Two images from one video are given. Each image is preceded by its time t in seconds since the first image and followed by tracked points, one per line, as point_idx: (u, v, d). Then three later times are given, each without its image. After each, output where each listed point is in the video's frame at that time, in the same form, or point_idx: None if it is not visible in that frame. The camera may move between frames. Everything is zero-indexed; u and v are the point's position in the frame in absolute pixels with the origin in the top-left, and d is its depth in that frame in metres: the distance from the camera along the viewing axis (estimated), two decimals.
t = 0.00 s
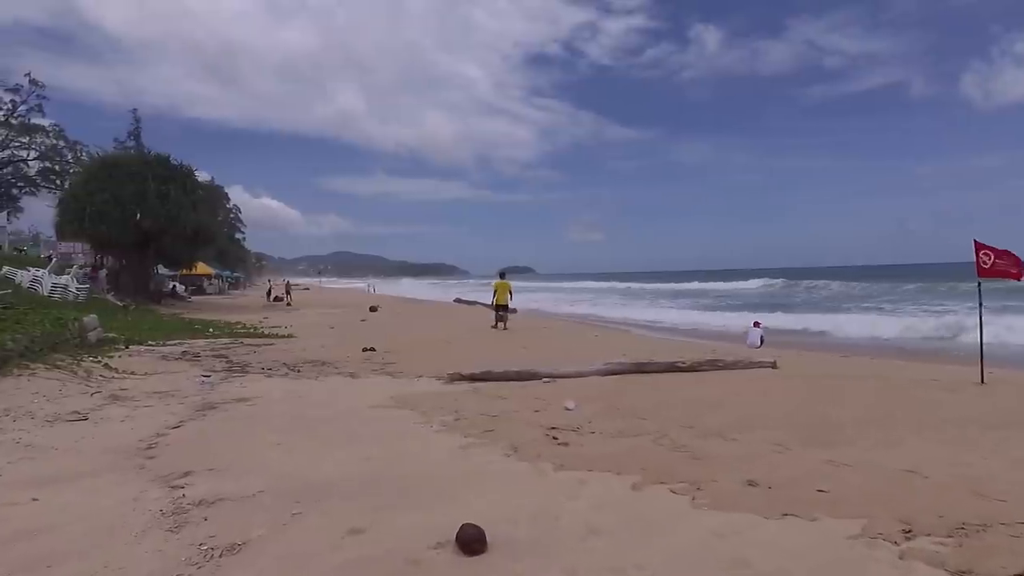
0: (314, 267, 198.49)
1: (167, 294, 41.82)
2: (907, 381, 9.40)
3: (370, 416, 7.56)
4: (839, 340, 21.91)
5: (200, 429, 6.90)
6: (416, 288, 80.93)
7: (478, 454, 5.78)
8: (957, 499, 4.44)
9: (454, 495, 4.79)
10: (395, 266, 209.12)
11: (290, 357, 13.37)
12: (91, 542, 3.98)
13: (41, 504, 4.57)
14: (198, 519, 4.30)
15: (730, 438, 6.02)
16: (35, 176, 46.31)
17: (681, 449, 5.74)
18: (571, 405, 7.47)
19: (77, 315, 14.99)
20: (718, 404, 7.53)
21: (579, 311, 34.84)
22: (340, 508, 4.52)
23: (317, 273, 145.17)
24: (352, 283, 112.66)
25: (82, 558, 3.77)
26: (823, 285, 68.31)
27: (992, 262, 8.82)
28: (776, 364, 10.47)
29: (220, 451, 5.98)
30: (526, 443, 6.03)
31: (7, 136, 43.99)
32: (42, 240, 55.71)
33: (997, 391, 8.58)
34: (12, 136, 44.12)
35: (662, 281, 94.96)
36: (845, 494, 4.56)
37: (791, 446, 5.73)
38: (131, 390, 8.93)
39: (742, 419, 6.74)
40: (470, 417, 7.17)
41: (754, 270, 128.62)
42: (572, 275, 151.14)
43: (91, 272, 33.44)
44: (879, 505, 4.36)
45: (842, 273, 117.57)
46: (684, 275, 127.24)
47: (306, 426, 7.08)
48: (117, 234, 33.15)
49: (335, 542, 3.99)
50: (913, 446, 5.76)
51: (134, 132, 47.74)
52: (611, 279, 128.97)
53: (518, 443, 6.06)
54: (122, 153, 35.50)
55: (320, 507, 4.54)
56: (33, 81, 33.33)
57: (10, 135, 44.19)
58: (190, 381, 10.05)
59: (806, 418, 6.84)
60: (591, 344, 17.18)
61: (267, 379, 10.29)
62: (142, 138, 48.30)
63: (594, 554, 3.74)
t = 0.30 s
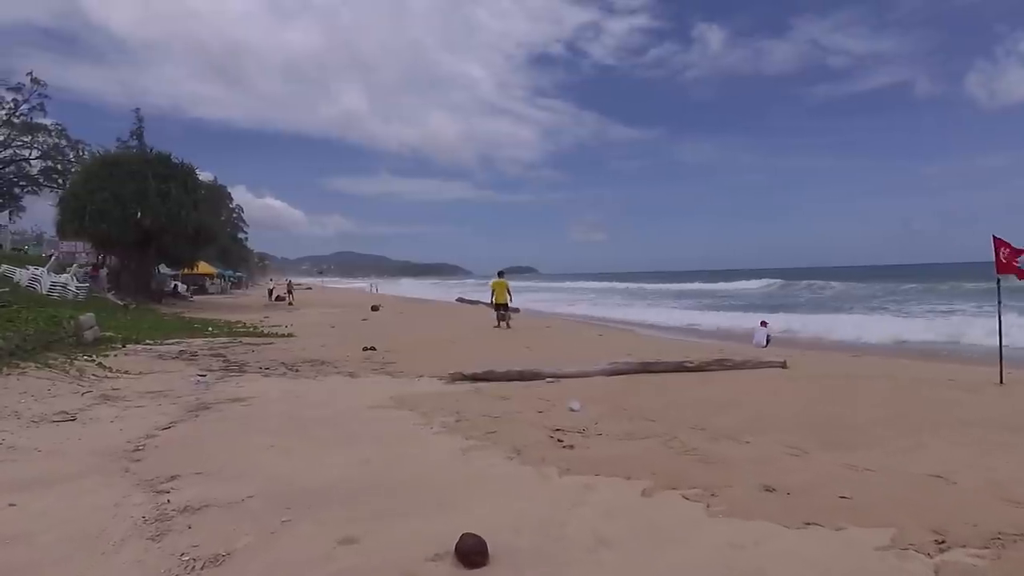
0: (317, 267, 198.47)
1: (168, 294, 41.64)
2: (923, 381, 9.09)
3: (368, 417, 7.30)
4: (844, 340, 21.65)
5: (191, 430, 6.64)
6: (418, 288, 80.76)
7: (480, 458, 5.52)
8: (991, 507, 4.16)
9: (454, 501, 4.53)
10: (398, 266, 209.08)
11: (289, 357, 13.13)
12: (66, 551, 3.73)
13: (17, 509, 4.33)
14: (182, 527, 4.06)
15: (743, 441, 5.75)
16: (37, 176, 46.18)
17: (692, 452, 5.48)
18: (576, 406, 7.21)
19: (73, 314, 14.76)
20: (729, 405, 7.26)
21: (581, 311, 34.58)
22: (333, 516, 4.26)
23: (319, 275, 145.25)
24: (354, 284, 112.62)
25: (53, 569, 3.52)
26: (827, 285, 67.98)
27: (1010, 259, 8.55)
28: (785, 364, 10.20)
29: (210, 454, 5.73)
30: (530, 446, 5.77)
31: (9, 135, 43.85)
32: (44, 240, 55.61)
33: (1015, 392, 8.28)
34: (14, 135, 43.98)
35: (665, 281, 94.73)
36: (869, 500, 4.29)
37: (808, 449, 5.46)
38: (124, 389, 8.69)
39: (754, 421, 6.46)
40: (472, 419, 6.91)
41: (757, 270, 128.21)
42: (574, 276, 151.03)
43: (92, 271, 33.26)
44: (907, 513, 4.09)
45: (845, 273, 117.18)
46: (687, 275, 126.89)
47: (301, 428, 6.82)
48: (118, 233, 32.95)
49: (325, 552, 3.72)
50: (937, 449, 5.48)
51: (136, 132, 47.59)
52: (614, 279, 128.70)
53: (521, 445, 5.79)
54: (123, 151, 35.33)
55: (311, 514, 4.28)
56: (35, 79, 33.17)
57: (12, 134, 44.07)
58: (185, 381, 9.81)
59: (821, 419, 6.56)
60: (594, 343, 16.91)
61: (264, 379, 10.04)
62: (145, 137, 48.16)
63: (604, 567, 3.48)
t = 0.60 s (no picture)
0: (318, 267, 198.33)
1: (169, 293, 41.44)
2: (938, 385, 8.83)
3: (366, 422, 7.05)
4: (850, 341, 21.40)
5: (182, 437, 6.40)
6: (420, 288, 80.63)
7: (482, 468, 5.27)
8: None
9: (455, 517, 4.28)
10: (399, 266, 208.93)
11: (287, 359, 12.88)
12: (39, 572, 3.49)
13: None
14: (164, 545, 3.82)
15: (757, 450, 5.50)
16: (37, 175, 46.01)
17: (704, 462, 5.23)
18: (581, 412, 6.96)
19: (69, 315, 14.51)
20: (739, 410, 7.01)
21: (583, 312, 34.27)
22: (325, 533, 4.02)
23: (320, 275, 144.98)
24: (356, 283, 112.36)
25: None
26: (830, 285, 67.73)
27: None
28: (795, 367, 9.94)
29: (199, 464, 5.49)
30: (534, 455, 5.53)
31: (10, 135, 43.69)
32: (45, 240, 55.43)
33: None
34: (15, 134, 43.81)
35: (667, 281, 94.48)
36: (897, 518, 4.04)
37: (826, 460, 5.21)
38: (115, 393, 8.44)
39: (768, 428, 6.20)
40: (473, 426, 6.66)
41: (759, 270, 127.94)
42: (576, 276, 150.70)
43: (92, 271, 33.05)
44: (938, 532, 3.84)
45: (848, 273, 116.86)
46: (690, 275, 126.63)
47: (296, 435, 6.57)
48: (117, 233, 32.73)
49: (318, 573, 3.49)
50: (962, 459, 5.23)
51: (137, 132, 47.38)
52: (616, 278, 128.45)
53: (525, 454, 5.55)
54: (123, 151, 35.09)
55: (303, 531, 4.04)
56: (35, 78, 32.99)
57: (12, 134, 43.89)
58: (179, 384, 9.56)
59: (837, 425, 6.30)
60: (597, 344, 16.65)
61: (261, 382, 9.78)
62: (146, 137, 47.98)
63: None
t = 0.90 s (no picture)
0: (319, 267, 198.27)
1: (168, 294, 41.28)
2: (951, 389, 8.57)
3: (362, 428, 6.82)
4: (854, 341, 21.17)
5: (170, 444, 6.16)
6: (421, 288, 80.61)
7: (481, 478, 5.04)
8: None
9: (452, 532, 4.05)
10: (400, 266, 208.81)
11: (284, 360, 12.64)
12: None
13: None
14: (141, 564, 3.59)
15: (770, 459, 5.27)
16: (37, 175, 45.85)
17: (715, 472, 4.99)
18: (584, 417, 6.72)
19: (63, 316, 14.28)
20: (748, 415, 6.76)
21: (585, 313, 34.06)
22: (314, 551, 3.79)
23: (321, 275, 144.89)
24: (357, 283, 112.22)
25: None
26: (831, 284, 67.29)
27: None
28: (804, 369, 9.69)
29: (186, 474, 5.27)
30: (536, 463, 5.29)
31: (9, 134, 43.53)
32: (45, 240, 55.26)
33: None
34: (14, 134, 43.65)
35: (669, 281, 94.27)
36: (923, 536, 3.80)
37: (843, 470, 4.97)
38: (104, 397, 8.20)
39: (780, 436, 5.95)
40: (473, 431, 6.42)
41: (761, 270, 127.66)
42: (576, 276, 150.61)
43: (90, 271, 32.86)
44: (968, 552, 3.61)
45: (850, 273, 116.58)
46: (691, 274, 126.43)
47: (289, 441, 6.34)
48: (116, 232, 32.52)
49: None
50: (985, 469, 4.99)
51: (138, 132, 47.20)
52: (617, 278, 128.27)
53: (526, 463, 5.31)
54: (122, 150, 34.86)
55: (290, 548, 3.82)
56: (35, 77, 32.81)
57: (12, 133, 43.73)
58: (171, 387, 9.31)
59: (852, 432, 6.05)
60: (600, 345, 16.41)
61: (255, 385, 9.53)
62: (147, 136, 47.80)
63: None
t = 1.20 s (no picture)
0: (320, 267, 198.12)
1: (167, 294, 41.08)
2: (964, 394, 8.31)
3: (355, 434, 6.59)
4: (858, 343, 20.92)
5: (153, 452, 5.92)
6: (421, 288, 80.46)
7: (476, 489, 4.80)
8: None
9: (443, 550, 3.82)
10: (401, 267, 208.65)
11: (279, 362, 12.40)
12: None
13: None
14: None
15: (780, 468, 5.03)
16: (36, 175, 45.67)
17: (723, 483, 4.75)
18: (584, 423, 6.48)
19: (55, 317, 14.04)
20: (755, 421, 6.51)
21: (586, 313, 33.84)
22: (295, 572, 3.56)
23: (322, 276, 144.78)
24: (357, 284, 112.02)
25: None
26: (832, 283, 67.08)
27: None
28: (811, 373, 9.44)
29: (166, 485, 5.03)
30: (534, 474, 5.06)
31: (8, 134, 43.36)
32: (45, 241, 55.11)
33: None
34: (13, 134, 43.47)
35: (671, 281, 94.05)
36: (946, 555, 3.56)
37: (858, 481, 4.72)
38: (91, 401, 7.96)
39: (790, 444, 5.70)
40: (469, 438, 6.18)
41: (762, 270, 127.39)
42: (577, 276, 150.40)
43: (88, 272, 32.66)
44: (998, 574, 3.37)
45: (852, 273, 116.32)
46: (692, 274, 126.21)
47: (278, 447, 6.10)
48: (114, 233, 32.30)
49: None
50: (1007, 480, 4.74)
51: (138, 132, 47.01)
52: (619, 278, 128.09)
53: (524, 473, 5.07)
54: (120, 150, 34.64)
55: (269, 568, 3.60)
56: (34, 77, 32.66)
57: (11, 134, 43.57)
58: (161, 390, 9.07)
59: (866, 439, 5.80)
60: (601, 347, 16.17)
61: (247, 388, 9.28)
62: (147, 137, 47.65)
63: None
